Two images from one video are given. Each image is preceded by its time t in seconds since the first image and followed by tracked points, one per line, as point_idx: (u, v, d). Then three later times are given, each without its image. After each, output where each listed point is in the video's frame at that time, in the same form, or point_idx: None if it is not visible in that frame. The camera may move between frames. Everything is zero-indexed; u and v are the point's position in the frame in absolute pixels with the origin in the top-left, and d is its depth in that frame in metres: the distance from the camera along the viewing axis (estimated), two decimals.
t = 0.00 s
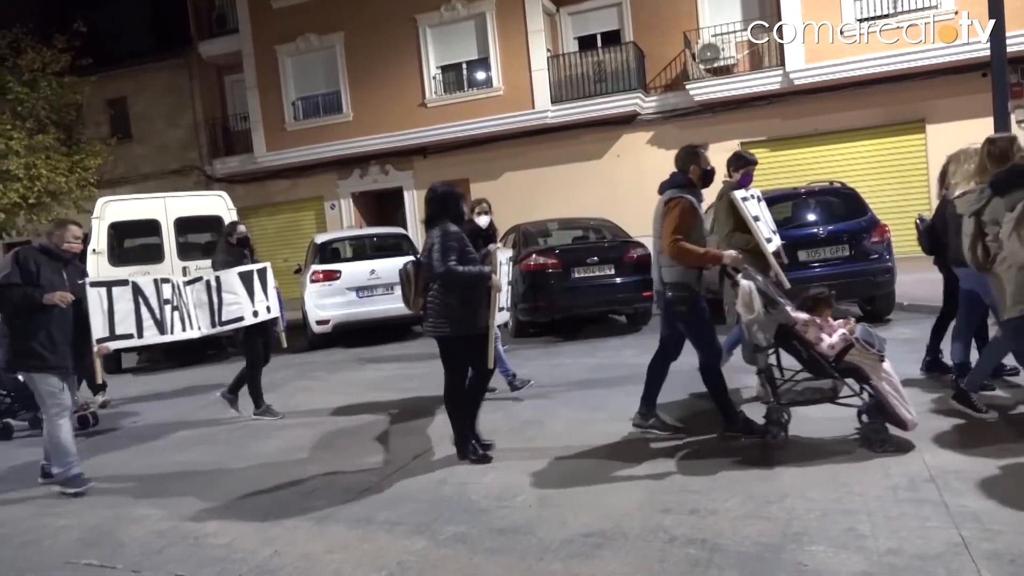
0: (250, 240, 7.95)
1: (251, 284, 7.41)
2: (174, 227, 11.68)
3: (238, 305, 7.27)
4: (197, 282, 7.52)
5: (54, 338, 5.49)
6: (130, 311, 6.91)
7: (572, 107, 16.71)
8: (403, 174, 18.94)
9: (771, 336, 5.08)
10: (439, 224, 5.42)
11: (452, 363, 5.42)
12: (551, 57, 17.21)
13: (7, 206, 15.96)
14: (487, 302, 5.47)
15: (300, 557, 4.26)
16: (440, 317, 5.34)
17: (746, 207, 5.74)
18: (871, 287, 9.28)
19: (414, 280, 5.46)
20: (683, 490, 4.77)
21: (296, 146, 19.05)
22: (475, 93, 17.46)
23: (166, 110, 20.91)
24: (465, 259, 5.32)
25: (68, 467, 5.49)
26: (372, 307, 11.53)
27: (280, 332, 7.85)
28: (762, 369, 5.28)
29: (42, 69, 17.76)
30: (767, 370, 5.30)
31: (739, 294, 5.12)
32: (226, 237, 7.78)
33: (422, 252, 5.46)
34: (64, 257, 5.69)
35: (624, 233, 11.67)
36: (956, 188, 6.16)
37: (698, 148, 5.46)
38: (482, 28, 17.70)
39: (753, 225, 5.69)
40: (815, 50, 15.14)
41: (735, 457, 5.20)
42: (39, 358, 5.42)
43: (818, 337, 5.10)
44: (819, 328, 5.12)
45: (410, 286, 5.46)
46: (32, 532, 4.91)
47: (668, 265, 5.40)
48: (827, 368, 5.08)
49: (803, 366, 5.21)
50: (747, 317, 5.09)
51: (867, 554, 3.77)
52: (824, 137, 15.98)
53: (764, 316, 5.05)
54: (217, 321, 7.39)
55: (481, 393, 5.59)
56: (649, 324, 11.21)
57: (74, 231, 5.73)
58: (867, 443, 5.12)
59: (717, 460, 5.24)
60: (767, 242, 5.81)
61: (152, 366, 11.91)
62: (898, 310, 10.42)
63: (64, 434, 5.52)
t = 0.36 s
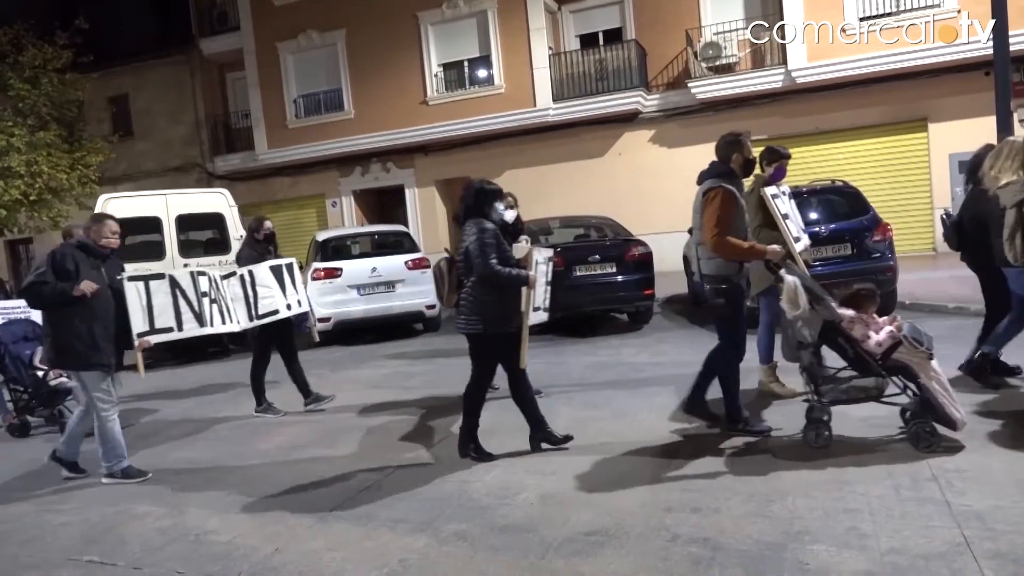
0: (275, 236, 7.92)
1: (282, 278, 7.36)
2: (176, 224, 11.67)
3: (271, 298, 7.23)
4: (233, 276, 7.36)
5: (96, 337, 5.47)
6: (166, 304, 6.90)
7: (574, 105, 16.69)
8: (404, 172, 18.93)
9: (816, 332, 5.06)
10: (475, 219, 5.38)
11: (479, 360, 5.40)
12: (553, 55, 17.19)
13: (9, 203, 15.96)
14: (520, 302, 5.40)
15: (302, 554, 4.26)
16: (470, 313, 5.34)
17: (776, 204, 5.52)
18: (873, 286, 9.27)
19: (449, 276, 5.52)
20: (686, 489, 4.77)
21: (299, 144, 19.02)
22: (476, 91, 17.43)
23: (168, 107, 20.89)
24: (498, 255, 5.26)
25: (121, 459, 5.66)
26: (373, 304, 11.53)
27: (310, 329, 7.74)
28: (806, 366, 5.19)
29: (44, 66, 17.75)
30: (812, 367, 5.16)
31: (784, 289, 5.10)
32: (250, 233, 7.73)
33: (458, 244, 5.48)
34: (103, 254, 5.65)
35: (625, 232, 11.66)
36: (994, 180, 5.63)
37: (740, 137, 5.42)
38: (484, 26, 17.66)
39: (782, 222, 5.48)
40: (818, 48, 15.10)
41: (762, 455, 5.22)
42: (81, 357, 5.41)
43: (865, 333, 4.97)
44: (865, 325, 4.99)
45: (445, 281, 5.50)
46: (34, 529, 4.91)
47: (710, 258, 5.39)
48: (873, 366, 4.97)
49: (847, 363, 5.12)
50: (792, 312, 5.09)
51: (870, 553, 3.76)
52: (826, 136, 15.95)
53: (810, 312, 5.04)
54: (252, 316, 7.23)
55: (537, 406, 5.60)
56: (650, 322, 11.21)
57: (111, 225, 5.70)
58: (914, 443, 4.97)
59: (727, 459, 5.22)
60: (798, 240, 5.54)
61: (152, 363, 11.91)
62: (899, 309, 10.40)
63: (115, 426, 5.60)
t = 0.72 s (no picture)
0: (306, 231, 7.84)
1: (312, 273, 7.25)
2: (178, 221, 11.67)
3: (300, 293, 7.14)
4: (264, 269, 7.26)
5: (132, 328, 5.55)
6: (205, 297, 6.70)
7: (577, 102, 16.66)
8: (406, 169, 18.92)
9: (862, 329, 5.01)
10: (514, 209, 5.42)
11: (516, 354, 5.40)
12: (555, 52, 17.16)
13: (13, 199, 15.97)
14: (555, 296, 5.39)
15: (304, 551, 4.26)
16: (506, 305, 5.37)
17: (803, 203, 5.35)
18: (875, 284, 9.26)
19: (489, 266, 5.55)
20: (687, 486, 4.77)
21: (301, 141, 19.01)
22: (479, 88, 17.41)
23: (171, 103, 20.89)
24: (533, 247, 5.28)
25: (122, 455, 5.68)
26: (375, 301, 11.53)
27: (341, 325, 7.66)
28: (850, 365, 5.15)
29: (47, 62, 17.76)
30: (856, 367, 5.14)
31: (828, 286, 5.05)
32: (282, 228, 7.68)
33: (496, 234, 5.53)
34: (138, 245, 5.68)
35: (628, 229, 11.65)
36: None
37: (770, 129, 5.35)
38: (487, 23, 17.63)
39: (809, 222, 5.27)
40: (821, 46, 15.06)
41: (791, 451, 5.22)
42: (118, 349, 5.48)
43: (914, 331, 4.97)
44: (913, 322, 5.00)
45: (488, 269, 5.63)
46: (36, 525, 4.91)
47: (738, 254, 5.36)
48: (922, 363, 4.94)
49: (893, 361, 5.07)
50: (838, 310, 5.05)
51: (872, 551, 3.76)
52: (829, 134, 15.93)
53: (856, 309, 5.01)
54: (279, 311, 7.19)
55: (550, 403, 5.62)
56: (652, 320, 11.21)
57: (144, 215, 5.67)
58: (966, 444, 4.86)
59: (730, 458, 5.21)
60: (829, 238, 5.27)
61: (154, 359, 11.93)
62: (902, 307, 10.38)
63: (123, 426, 5.66)
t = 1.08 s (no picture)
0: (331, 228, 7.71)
1: (343, 268, 7.26)
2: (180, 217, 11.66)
3: (331, 288, 7.11)
4: (297, 263, 7.00)
5: (167, 322, 5.53)
6: (241, 283, 6.38)
7: (579, 99, 16.63)
8: (407, 166, 18.91)
9: (906, 327, 4.93)
10: (544, 207, 5.45)
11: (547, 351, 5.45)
12: (557, 49, 17.13)
13: (14, 195, 15.95)
14: (585, 293, 5.44)
15: (306, 547, 4.26)
16: (536, 303, 5.40)
17: (835, 198, 5.21)
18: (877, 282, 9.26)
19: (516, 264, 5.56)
20: (688, 484, 4.77)
21: (302, 138, 18.99)
22: (482, 85, 17.40)
23: (172, 100, 20.89)
24: (561, 246, 5.33)
25: (133, 450, 5.69)
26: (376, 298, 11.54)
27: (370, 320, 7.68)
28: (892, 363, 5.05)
29: (48, 58, 17.74)
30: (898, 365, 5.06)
31: (871, 282, 5.02)
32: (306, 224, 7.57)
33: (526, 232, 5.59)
34: (172, 237, 5.63)
35: (629, 226, 11.65)
36: None
37: (819, 122, 5.32)
38: (488, 20, 17.61)
39: (839, 218, 5.18)
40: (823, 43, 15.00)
41: (835, 451, 5.12)
42: (156, 341, 5.48)
43: (960, 328, 4.94)
44: (959, 319, 4.96)
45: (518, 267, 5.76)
46: (37, 521, 4.92)
47: (784, 247, 5.33)
48: (968, 360, 4.88)
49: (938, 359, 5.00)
50: (880, 306, 4.97)
51: (874, 549, 3.75)
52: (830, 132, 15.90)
53: (900, 305, 4.93)
54: (312, 304, 7.02)
55: (612, 398, 5.54)
56: (653, 318, 11.22)
57: (177, 207, 5.59)
58: (1015, 444, 4.80)
59: (738, 456, 5.19)
60: (859, 234, 5.17)
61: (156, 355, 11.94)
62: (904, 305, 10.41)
63: (143, 421, 5.66)
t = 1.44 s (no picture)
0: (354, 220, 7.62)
1: (378, 261, 7.51)
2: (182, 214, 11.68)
3: (370, 281, 7.32)
4: (339, 253, 7.22)
5: (192, 314, 5.40)
6: (267, 280, 6.68)
7: (581, 96, 16.60)
8: (410, 163, 18.90)
9: (955, 324, 5.07)
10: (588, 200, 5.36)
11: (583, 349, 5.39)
12: (559, 47, 17.11)
13: (16, 192, 15.97)
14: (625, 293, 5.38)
15: (308, 544, 4.26)
16: (577, 298, 5.35)
17: (881, 193, 5.14)
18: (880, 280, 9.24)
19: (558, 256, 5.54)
20: (690, 482, 4.77)
21: (305, 134, 18.97)
22: (484, 82, 17.38)
23: (174, 96, 20.89)
24: (609, 243, 5.25)
25: (201, 446, 5.51)
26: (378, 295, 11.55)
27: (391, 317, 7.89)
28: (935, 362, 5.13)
29: (50, 55, 17.75)
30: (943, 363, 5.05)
31: (922, 278, 5.15)
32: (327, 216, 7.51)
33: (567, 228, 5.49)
34: (197, 232, 5.54)
35: (631, 224, 11.64)
36: None
37: (856, 116, 5.27)
38: (491, 16, 17.59)
39: (886, 214, 5.09)
40: (826, 42, 14.96)
41: (890, 450, 4.99)
42: (182, 335, 5.34)
43: (1012, 326, 5.01)
44: (1010, 318, 5.04)
45: (557, 262, 5.54)
46: (40, 517, 4.93)
47: (830, 242, 5.24)
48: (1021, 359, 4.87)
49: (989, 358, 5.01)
50: (932, 302, 5.09)
51: (876, 548, 3.75)
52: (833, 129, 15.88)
53: (950, 302, 5.04)
54: (354, 295, 7.06)
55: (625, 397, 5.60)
56: (655, 316, 11.21)
57: (201, 200, 5.56)
58: None
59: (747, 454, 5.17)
60: (908, 232, 5.09)
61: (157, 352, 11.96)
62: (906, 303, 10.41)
63: (201, 415, 5.47)
